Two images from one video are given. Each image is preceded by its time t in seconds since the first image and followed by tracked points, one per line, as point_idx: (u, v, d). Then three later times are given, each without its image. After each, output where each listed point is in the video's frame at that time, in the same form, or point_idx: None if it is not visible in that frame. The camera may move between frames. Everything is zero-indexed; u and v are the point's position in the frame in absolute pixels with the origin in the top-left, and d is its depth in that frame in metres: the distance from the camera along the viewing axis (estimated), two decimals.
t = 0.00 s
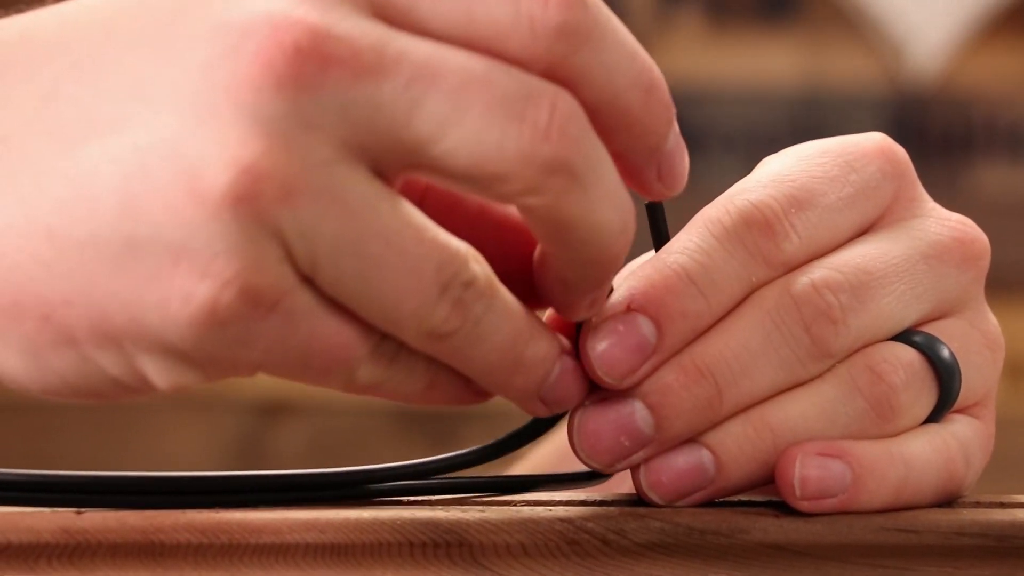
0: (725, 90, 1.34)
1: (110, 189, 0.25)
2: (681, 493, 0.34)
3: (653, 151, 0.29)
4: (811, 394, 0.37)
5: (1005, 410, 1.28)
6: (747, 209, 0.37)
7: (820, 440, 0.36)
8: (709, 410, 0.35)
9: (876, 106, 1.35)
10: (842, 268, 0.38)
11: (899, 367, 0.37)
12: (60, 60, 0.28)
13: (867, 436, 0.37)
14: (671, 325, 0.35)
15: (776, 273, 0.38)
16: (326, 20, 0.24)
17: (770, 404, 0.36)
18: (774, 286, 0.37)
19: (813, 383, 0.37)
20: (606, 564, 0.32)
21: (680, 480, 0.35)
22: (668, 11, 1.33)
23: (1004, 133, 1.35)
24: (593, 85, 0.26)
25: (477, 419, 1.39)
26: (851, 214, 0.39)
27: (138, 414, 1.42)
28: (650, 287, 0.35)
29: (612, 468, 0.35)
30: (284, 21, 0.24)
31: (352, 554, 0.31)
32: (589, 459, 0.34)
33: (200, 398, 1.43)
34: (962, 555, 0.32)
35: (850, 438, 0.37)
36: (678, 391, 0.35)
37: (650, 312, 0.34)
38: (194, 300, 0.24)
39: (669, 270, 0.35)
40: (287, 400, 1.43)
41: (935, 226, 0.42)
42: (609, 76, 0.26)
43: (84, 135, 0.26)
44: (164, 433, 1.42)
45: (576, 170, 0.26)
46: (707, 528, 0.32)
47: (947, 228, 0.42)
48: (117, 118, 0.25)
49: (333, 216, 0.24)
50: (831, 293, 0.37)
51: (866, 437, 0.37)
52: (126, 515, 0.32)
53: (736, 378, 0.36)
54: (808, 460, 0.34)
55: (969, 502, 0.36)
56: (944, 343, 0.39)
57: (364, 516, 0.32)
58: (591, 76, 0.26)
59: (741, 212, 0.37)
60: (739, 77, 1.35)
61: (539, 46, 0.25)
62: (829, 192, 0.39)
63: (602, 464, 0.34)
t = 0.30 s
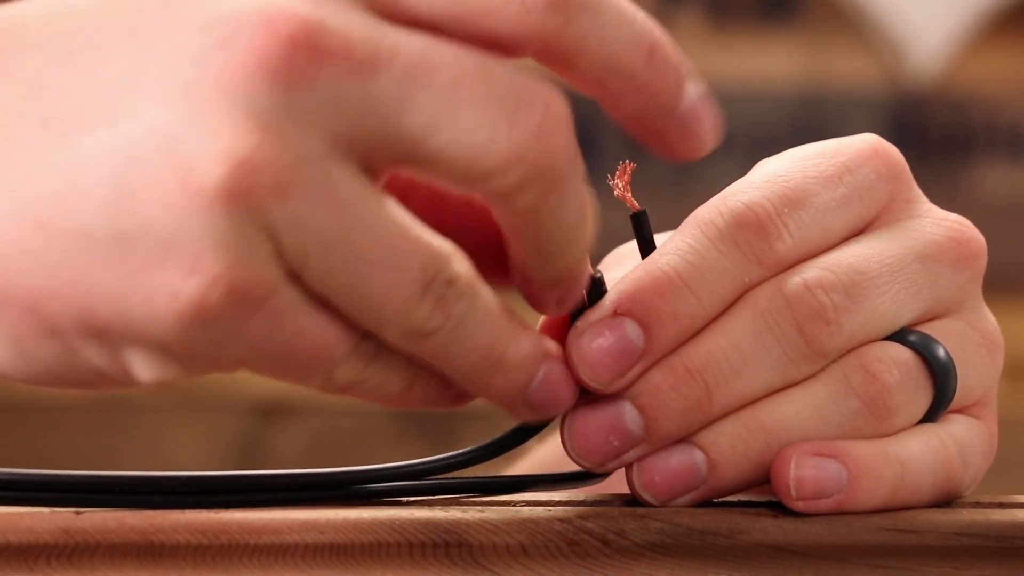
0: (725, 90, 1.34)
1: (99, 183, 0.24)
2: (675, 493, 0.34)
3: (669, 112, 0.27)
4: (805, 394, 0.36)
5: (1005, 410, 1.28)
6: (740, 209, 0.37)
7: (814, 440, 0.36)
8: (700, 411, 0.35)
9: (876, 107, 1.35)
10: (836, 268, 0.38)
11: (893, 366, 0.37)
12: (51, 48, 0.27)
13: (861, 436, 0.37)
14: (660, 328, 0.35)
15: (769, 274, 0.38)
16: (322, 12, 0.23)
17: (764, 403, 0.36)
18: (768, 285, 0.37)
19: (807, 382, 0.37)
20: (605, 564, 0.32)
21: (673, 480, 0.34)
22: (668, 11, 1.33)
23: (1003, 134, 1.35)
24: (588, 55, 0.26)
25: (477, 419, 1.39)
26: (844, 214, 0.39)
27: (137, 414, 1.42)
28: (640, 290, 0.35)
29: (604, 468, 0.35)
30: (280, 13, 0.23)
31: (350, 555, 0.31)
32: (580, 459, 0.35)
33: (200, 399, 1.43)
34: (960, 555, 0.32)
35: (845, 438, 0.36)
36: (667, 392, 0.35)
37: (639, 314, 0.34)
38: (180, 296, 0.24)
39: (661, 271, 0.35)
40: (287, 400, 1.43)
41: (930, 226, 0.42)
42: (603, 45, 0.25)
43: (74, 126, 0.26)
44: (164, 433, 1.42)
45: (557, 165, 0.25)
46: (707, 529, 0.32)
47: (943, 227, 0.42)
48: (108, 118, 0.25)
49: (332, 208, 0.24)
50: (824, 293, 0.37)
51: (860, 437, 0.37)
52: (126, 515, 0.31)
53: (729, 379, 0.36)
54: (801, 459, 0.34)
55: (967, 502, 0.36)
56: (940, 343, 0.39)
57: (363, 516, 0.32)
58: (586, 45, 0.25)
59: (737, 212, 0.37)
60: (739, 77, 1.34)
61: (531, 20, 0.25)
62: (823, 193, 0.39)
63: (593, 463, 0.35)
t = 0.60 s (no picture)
0: (723, 91, 1.34)
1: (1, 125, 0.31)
2: (681, 494, 0.34)
3: None
4: (811, 393, 0.36)
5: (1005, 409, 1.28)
6: (746, 207, 0.37)
7: (819, 439, 0.36)
8: (706, 412, 0.35)
9: (875, 106, 1.35)
10: (841, 267, 0.38)
11: (899, 365, 0.37)
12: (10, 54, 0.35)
13: (866, 437, 0.37)
14: (667, 329, 0.35)
15: (775, 272, 0.38)
16: None
17: (771, 403, 0.36)
18: (774, 285, 0.37)
19: (813, 382, 0.37)
20: (604, 563, 0.32)
21: (678, 481, 0.34)
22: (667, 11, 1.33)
23: (1002, 132, 1.36)
24: None
25: (477, 418, 1.40)
26: (849, 212, 0.40)
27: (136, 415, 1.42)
28: (646, 291, 0.35)
29: (610, 468, 0.35)
30: None
31: (349, 552, 0.31)
32: (587, 460, 0.35)
33: (200, 397, 1.43)
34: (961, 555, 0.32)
35: (851, 438, 0.36)
36: (674, 393, 0.35)
37: (644, 314, 0.34)
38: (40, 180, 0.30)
39: (668, 271, 0.35)
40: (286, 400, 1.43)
41: (934, 225, 0.42)
42: None
43: None
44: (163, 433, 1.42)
45: None
46: (705, 527, 0.32)
47: (946, 225, 0.42)
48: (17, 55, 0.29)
49: (198, 179, 0.24)
50: (831, 293, 0.37)
51: (865, 437, 0.37)
52: (126, 514, 0.31)
53: (735, 380, 0.36)
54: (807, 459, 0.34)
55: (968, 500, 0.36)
56: (946, 342, 0.39)
57: (363, 515, 0.32)
58: None
59: (743, 211, 0.37)
60: (738, 76, 1.34)
61: None
62: (827, 190, 0.39)
63: (598, 464, 0.35)
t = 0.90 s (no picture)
0: (722, 88, 1.33)
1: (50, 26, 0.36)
2: (683, 488, 0.34)
3: None
4: (816, 391, 0.37)
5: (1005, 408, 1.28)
6: (755, 204, 0.37)
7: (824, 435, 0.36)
8: (707, 407, 0.35)
9: (874, 104, 1.35)
10: (847, 265, 0.38)
11: (902, 363, 0.38)
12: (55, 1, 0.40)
13: (869, 433, 0.37)
14: (668, 321, 0.35)
15: (782, 268, 0.38)
16: None
17: (769, 402, 0.36)
18: (779, 281, 0.38)
19: (818, 379, 0.37)
20: (603, 560, 0.32)
21: (681, 474, 0.34)
22: (666, 10, 1.33)
23: (1001, 131, 1.36)
24: None
25: (476, 417, 1.40)
26: (856, 210, 0.40)
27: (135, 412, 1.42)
28: (644, 284, 0.35)
29: (611, 459, 0.35)
30: None
31: (349, 550, 0.31)
32: (587, 448, 0.35)
33: (199, 395, 1.43)
34: (961, 553, 0.32)
35: (855, 435, 0.36)
36: (676, 386, 0.35)
37: (643, 309, 0.35)
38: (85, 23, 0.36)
39: (671, 265, 0.35)
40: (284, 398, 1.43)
41: (943, 223, 0.42)
42: None
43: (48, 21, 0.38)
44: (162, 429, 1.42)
45: None
46: (704, 525, 0.32)
47: (955, 224, 0.43)
48: None
49: None
50: (836, 290, 0.38)
51: (868, 434, 0.37)
52: (124, 511, 0.31)
53: (738, 376, 0.36)
54: (809, 456, 0.34)
55: (970, 497, 0.36)
56: (952, 340, 0.39)
57: (362, 512, 0.31)
58: None
59: (751, 206, 0.37)
60: (737, 73, 1.34)
61: None
62: (835, 188, 0.39)
63: (599, 454, 0.35)
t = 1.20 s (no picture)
0: (721, 86, 1.33)
1: None
2: (684, 485, 0.34)
3: None
4: (815, 387, 0.37)
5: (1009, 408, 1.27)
6: (752, 201, 0.37)
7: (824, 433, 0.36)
8: (706, 405, 0.35)
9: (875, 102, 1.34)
10: (846, 260, 0.38)
11: (901, 361, 0.38)
12: None
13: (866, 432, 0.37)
14: (667, 317, 0.35)
15: (781, 264, 0.38)
16: None
17: (769, 399, 0.36)
18: (778, 278, 0.38)
19: (817, 375, 0.37)
20: (601, 558, 0.32)
21: (683, 471, 0.34)
22: (665, 8, 1.34)
23: (999, 129, 1.36)
24: None
25: (475, 415, 1.39)
26: (854, 207, 0.40)
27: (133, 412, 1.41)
28: (642, 280, 0.35)
29: (613, 457, 0.35)
30: None
31: (346, 549, 0.31)
32: (588, 447, 0.35)
33: (197, 391, 1.43)
34: (957, 549, 0.32)
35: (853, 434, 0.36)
36: (676, 383, 0.35)
37: (645, 304, 0.35)
38: None
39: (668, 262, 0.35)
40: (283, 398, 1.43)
41: (941, 221, 0.42)
42: None
43: None
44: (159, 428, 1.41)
45: None
46: (703, 523, 0.32)
47: (954, 221, 0.42)
48: None
49: None
50: (835, 285, 0.37)
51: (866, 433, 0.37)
52: (122, 508, 0.31)
53: (737, 371, 0.36)
54: (808, 454, 0.33)
55: (965, 496, 0.36)
56: (950, 337, 0.39)
57: (361, 511, 0.31)
58: None
59: (749, 203, 0.37)
60: (735, 72, 1.34)
61: None
62: (833, 185, 0.39)
63: (600, 452, 0.35)
